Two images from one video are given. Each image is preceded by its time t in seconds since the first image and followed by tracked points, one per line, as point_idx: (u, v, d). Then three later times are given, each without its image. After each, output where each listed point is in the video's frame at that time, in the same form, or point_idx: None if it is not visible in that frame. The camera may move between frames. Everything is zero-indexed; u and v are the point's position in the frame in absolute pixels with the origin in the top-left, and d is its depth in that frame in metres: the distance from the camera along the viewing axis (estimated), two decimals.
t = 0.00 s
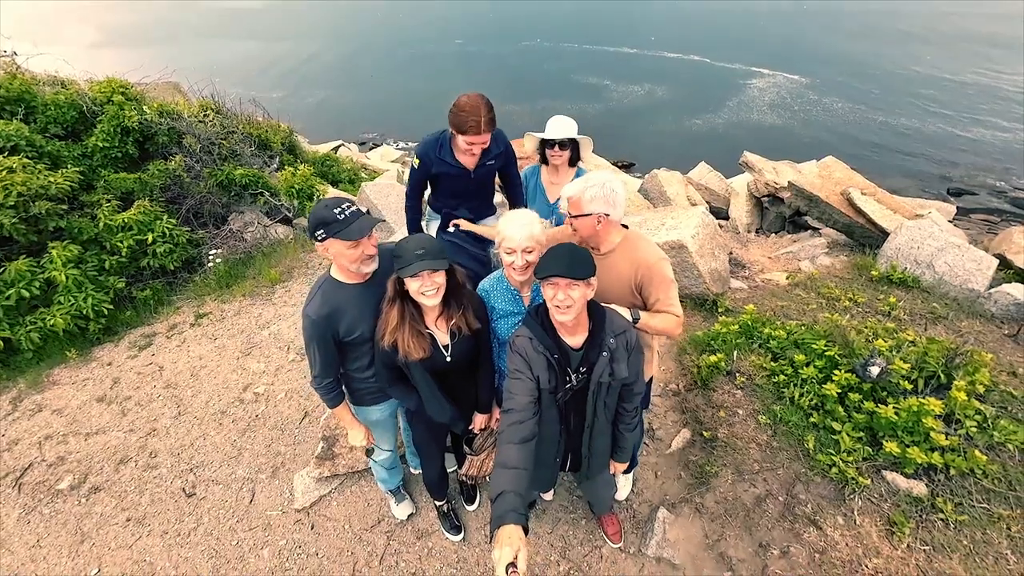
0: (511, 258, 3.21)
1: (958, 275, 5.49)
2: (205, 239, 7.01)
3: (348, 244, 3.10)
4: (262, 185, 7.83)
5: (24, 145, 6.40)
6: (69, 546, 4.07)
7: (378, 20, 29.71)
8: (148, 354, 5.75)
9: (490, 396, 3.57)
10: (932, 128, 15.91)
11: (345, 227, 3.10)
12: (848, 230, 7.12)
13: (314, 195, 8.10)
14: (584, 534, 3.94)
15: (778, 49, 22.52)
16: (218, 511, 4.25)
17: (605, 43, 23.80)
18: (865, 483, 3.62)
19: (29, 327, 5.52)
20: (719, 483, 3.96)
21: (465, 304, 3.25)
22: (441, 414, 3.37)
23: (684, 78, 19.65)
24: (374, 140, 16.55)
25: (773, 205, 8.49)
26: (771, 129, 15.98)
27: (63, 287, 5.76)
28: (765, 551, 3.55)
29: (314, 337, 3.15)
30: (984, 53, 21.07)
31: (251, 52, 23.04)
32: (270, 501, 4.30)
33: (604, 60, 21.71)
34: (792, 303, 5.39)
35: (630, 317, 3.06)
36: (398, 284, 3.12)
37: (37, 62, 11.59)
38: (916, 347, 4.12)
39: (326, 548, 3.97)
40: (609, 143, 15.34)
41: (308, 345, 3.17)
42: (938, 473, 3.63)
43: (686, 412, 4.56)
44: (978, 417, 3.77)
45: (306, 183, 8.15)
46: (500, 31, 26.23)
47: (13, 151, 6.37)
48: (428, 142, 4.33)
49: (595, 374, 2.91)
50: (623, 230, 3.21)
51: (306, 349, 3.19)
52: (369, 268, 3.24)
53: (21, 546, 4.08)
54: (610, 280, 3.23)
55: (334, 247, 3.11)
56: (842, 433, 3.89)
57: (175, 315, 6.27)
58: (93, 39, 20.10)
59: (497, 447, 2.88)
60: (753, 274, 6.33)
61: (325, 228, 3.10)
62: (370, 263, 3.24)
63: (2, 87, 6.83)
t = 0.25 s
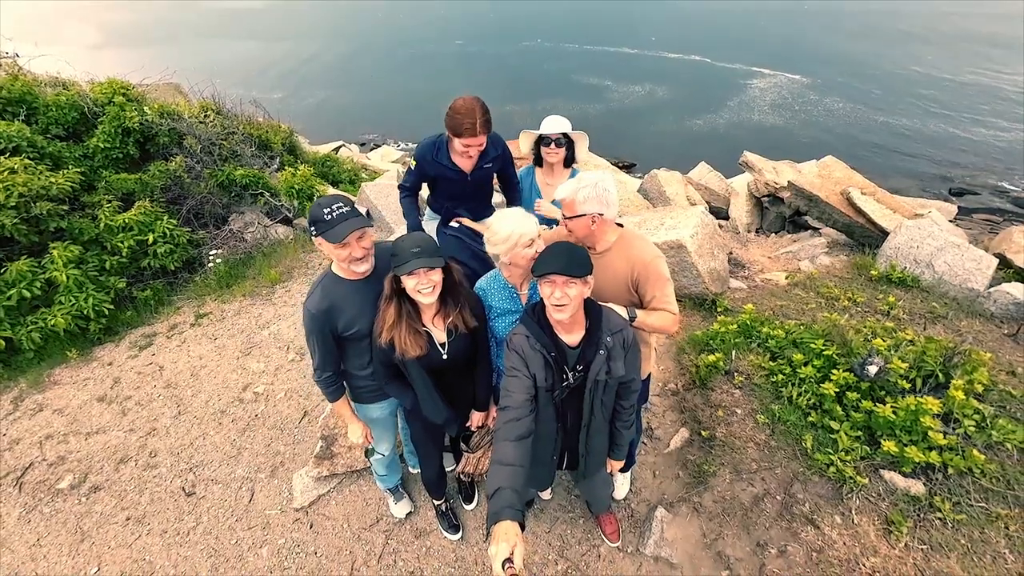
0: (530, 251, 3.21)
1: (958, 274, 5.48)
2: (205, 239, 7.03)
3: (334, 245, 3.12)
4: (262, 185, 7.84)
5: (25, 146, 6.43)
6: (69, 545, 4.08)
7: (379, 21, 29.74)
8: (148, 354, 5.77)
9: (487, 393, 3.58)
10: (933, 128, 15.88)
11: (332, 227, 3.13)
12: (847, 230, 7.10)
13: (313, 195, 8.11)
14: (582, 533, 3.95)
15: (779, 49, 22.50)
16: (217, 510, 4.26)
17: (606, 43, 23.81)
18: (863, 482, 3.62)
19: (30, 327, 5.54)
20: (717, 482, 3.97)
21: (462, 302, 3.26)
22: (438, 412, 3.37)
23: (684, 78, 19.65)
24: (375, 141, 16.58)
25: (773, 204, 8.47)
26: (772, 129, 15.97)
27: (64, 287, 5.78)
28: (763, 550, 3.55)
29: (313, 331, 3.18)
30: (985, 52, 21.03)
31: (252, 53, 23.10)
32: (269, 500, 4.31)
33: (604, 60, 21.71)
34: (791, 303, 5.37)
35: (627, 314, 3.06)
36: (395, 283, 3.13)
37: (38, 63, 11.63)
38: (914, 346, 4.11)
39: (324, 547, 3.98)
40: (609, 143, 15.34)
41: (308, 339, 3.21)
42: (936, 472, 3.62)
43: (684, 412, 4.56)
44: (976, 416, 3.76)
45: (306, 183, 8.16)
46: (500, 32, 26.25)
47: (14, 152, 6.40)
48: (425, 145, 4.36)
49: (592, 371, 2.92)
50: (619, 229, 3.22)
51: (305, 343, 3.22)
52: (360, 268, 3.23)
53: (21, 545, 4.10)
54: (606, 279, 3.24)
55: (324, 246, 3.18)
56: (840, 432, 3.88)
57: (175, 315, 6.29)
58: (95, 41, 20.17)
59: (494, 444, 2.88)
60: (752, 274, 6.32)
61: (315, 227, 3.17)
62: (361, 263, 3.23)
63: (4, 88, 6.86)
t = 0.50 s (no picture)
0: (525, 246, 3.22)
1: (958, 275, 5.44)
2: (205, 240, 7.05)
3: (325, 232, 3.16)
4: (262, 186, 7.86)
5: (27, 147, 6.45)
6: (67, 544, 4.09)
7: (381, 22, 29.80)
8: (148, 354, 5.79)
9: (486, 392, 3.58)
10: (935, 129, 15.84)
11: (325, 218, 3.19)
12: (847, 231, 7.09)
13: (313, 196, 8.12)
14: (578, 533, 3.95)
15: (780, 50, 22.48)
16: (215, 510, 4.28)
17: (607, 44, 23.83)
18: (859, 483, 3.61)
19: (31, 328, 5.56)
20: (714, 482, 3.96)
21: (460, 301, 3.27)
22: (436, 410, 3.38)
23: (686, 79, 19.64)
24: (377, 142, 16.60)
25: (773, 205, 8.46)
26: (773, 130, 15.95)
27: (64, 287, 5.80)
28: (759, 551, 3.55)
29: (311, 327, 3.19)
30: (988, 53, 20.98)
31: (255, 54, 23.17)
32: (267, 500, 4.32)
33: (605, 61, 21.72)
34: (790, 303, 5.35)
35: (621, 314, 3.07)
36: (392, 283, 3.15)
37: (41, 64, 11.68)
38: (912, 347, 4.09)
39: (321, 546, 3.99)
40: (610, 144, 15.34)
41: (306, 335, 3.22)
42: (933, 473, 3.60)
43: (682, 412, 4.56)
44: (974, 417, 3.73)
45: (306, 184, 8.18)
46: (502, 33, 26.29)
47: (16, 153, 6.43)
48: (421, 152, 4.32)
49: (587, 370, 2.92)
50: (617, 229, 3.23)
51: (304, 339, 3.24)
52: (351, 261, 3.21)
53: (20, 544, 4.11)
54: (603, 278, 3.24)
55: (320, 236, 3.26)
56: (837, 433, 3.87)
57: (175, 315, 6.31)
58: (98, 43, 20.27)
59: (489, 443, 2.89)
60: (751, 275, 6.31)
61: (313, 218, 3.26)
62: (353, 256, 3.21)
63: (6, 89, 6.90)
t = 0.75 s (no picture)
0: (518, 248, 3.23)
1: (958, 277, 5.40)
2: (206, 241, 7.09)
3: (325, 227, 3.19)
4: (263, 187, 7.88)
5: (29, 149, 6.50)
6: (66, 543, 4.11)
7: (383, 24, 29.87)
8: (148, 354, 5.82)
9: (483, 393, 3.58)
10: (938, 130, 15.77)
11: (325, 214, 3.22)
12: (848, 232, 7.06)
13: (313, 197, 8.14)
14: (574, 535, 3.94)
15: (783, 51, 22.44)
16: (212, 510, 4.29)
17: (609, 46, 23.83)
18: (856, 485, 3.59)
19: (32, 328, 5.59)
20: (710, 484, 3.95)
21: (456, 302, 3.27)
22: (432, 410, 3.39)
23: (688, 80, 19.62)
24: (379, 144, 16.64)
25: (773, 206, 8.45)
26: (775, 132, 15.91)
27: (65, 288, 5.83)
28: (754, 553, 3.54)
29: (309, 324, 3.21)
30: (992, 54, 20.88)
31: (258, 56, 23.27)
32: (264, 500, 4.33)
33: (608, 62, 21.72)
34: (789, 305, 5.32)
35: (614, 315, 3.07)
36: (389, 284, 3.15)
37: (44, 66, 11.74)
38: (910, 349, 4.08)
39: (318, 546, 4.00)
40: (612, 145, 15.34)
41: (304, 332, 3.23)
42: (930, 476, 3.57)
43: (679, 414, 4.55)
44: (972, 419, 3.69)
45: (306, 185, 8.21)
46: (505, 35, 26.32)
47: (19, 155, 6.47)
48: (420, 168, 4.32)
49: (581, 371, 2.92)
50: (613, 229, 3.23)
51: (302, 337, 3.26)
52: (349, 257, 3.24)
53: (19, 543, 4.13)
54: (598, 277, 3.24)
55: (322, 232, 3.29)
56: (834, 435, 3.85)
57: (175, 316, 6.34)
58: (102, 45, 20.37)
59: (483, 445, 2.89)
60: (751, 276, 6.29)
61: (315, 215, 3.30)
62: (352, 253, 3.24)
63: (9, 91, 6.95)
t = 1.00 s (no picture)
0: (507, 249, 3.22)
1: (959, 279, 5.37)
2: (208, 242, 7.13)
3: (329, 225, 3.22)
4: (265, 188, 7.91)
5: (34, 151, 6.55)
6: (66, 542, 4.13)
7: (387, 25, 29.95)
8: (149, 355, 5.85)
9: (479, 395, 3.58)
10: (944, 130, 15.66)
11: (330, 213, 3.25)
12: (849, 234, 7.02)
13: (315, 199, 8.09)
14: (571, 537, 3.94)
15: (787, 52, 22.37)
16: (211, 510, 4.31)
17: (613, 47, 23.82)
18: (854, 489, 3.57)
19: (35, 328, 5.63)
20: (707, 487, 3.94)
21: (452, 304, 3.27)
22: (427, 412, 3.40)
23: (691, 82, 19.59)
24: (382, 145, 16.68)
25: (775, 208, 8.42)
26: (779, 133, 15.85)
27: (68, 288, 5.87)
28: (751, 557, 3.52)
29: (309, 323, 3.23)
30: (999, 54, 20.74)
31: (263, 58, 23.38)
32: (263, 501, 4.35)
33: (611, 64, 21.70)
34: (789, 307, 5.30)
35: (609, 317, 3.07)
36: (385, 286, 3.16)
37: (50, 68, 11.83)
38: (909, 352, 4.06)
39: (315, 547, 4.01)
40: (615, 146, 15.33)
41: (304, 331, 3.26)
42: (929, 480, 3.54)
43: (677, 416, 4.54)
44: (972, 423, 3.65)
45: (308, 187, 8.25)
46: (508, 36, 26.35)
47: (24, 157, 6.53)
48: (422, 183, 4.28)
49: (575, 373, 2.92)
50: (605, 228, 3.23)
51: (303, 335, 3.28)
52: (351, 257, 3.27)
53: (20, 542, 4.16)
54: (592, 278, 3.24)
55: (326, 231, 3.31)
56: (832, 438, 3.82)
57: (176, 317, 6.38)
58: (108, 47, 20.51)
59: (477, 447, 2.89)
60: (752, 278, 6.27)
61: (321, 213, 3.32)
62: (353, 253, 3.26)
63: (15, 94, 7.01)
